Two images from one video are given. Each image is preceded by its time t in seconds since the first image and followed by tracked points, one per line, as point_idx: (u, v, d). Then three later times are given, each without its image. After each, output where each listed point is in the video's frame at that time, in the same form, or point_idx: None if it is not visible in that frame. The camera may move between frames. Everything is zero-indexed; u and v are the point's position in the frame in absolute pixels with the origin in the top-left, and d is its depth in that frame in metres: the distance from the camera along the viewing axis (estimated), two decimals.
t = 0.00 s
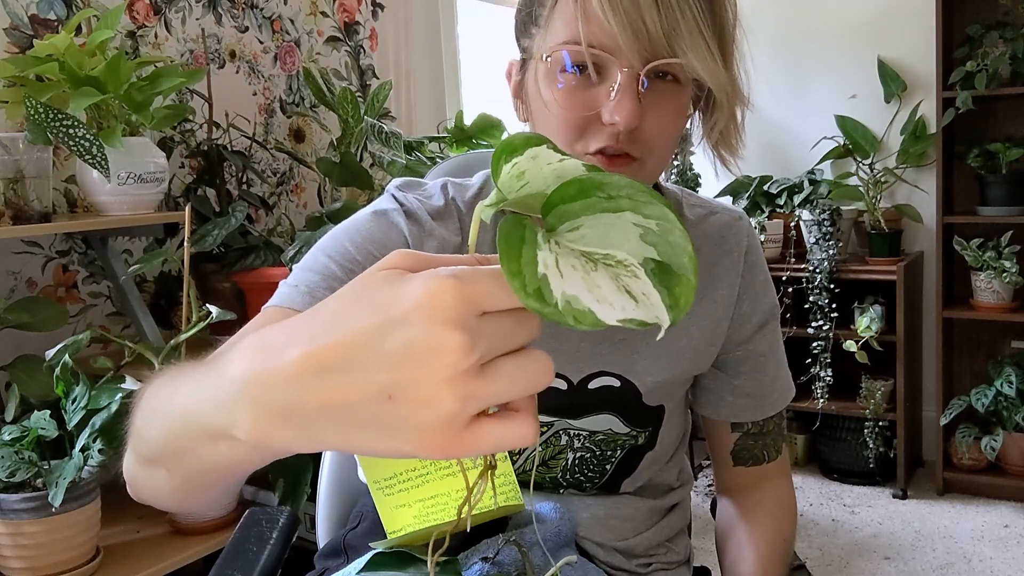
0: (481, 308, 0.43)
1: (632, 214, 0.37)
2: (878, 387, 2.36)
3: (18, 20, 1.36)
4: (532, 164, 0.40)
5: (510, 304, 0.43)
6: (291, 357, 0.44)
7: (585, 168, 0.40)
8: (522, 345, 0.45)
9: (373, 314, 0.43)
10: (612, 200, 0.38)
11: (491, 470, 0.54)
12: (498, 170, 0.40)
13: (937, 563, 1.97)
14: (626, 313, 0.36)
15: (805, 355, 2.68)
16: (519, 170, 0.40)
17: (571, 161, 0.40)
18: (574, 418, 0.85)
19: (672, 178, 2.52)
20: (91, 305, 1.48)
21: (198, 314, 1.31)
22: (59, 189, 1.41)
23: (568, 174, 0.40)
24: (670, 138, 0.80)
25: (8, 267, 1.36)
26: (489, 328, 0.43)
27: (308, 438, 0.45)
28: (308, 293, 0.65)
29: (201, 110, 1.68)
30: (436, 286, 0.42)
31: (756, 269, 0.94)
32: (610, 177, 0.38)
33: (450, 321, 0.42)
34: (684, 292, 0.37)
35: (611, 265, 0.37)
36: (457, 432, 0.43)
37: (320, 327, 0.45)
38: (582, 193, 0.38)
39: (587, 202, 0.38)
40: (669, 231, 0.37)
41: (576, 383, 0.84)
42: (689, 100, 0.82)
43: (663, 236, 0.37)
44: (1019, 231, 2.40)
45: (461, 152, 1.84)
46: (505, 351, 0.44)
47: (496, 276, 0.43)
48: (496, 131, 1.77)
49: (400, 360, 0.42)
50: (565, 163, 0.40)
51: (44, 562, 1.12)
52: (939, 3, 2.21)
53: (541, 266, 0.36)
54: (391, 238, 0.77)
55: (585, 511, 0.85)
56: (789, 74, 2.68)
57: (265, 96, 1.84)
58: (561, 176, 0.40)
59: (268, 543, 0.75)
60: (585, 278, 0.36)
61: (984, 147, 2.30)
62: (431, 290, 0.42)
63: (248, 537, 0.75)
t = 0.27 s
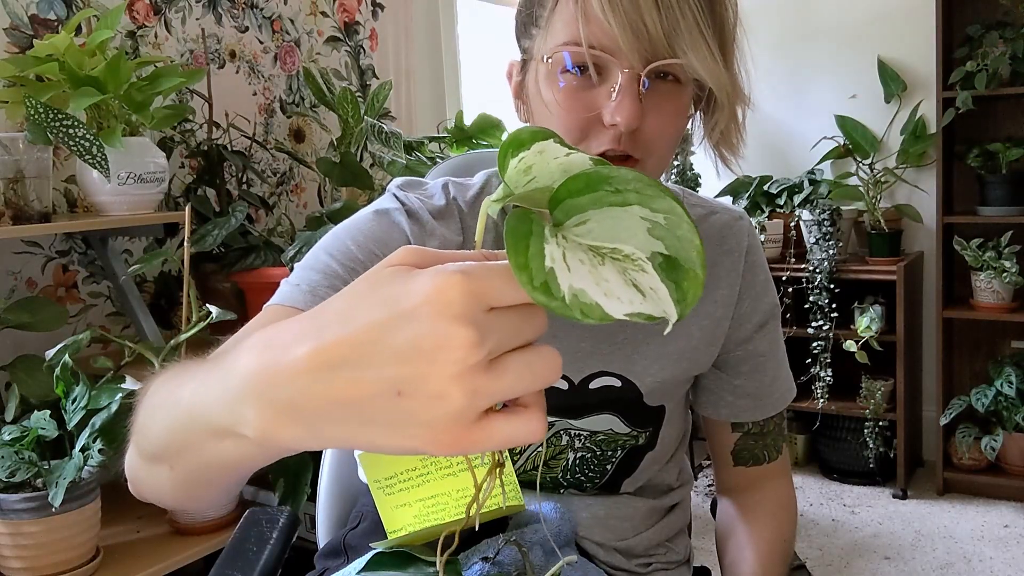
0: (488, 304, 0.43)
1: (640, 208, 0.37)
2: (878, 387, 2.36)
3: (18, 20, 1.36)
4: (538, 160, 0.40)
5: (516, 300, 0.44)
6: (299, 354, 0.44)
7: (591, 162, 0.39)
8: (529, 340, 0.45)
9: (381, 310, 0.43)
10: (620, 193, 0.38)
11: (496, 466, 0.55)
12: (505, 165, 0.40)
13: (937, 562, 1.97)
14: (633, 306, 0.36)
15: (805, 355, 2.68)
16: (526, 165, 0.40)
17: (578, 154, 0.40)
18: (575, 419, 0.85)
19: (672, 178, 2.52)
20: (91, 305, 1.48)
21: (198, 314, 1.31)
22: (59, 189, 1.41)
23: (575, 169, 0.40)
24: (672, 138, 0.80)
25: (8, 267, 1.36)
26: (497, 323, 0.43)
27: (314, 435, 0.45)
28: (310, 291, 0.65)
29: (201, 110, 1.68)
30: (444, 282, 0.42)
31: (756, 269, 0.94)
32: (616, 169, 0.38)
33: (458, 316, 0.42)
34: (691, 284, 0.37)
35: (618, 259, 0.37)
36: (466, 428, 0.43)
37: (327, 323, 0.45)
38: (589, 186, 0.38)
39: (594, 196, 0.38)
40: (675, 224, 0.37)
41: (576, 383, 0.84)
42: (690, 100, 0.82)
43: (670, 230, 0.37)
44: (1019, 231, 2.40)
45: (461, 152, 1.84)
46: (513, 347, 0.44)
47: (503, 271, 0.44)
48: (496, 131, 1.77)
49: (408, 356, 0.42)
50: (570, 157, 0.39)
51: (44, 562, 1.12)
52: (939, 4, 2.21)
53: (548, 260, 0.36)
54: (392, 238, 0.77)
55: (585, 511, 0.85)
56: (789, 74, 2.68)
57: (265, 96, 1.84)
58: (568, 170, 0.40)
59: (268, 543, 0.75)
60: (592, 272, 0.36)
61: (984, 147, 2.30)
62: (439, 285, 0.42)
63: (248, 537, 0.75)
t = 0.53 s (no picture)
0: (489, 303, 0.43)
1: (640, 207, 0.37)
2: (878, 387, 2.36)
3: (18, 20, 1.36)
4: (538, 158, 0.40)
5: (517, 299, 0.43)
6: (299, 354, 0.44)
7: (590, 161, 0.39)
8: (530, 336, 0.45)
9: (381, 310, 0.43)
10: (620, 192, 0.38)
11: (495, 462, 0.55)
12: (503, 164, 0.40)
13: (937, 562, 1.97)
14: (632, 306, 0.36)
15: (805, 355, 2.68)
16: (526, 162, 0.40)
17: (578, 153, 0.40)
18: (575, 419, 0.85)
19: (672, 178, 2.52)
20: (91, 305, 1.48)
21: (198, 314, 1.31)
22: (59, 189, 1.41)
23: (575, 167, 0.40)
24: (674, 140, 0.80)
25: (8, 267, 1.36)
26: (497, 322, 0.43)
27: (315, 434, 0.45)
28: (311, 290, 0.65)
29: (202, 110, 1.68)
30: (443, 281, 0.42)
31: (757, 269, 0.93)
32: (616, 168, 0.38)
33: (459, 316, 0.42)
34: (690, 283, 0.37)
35: (618, 258, 0.37)
36: (467, 427, 0.43)
37: (328, 323, 0.45)
38: (589, 185, 0.38)
39: (593, 195, 0.38)
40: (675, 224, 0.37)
41: (576, 383, 0.84)
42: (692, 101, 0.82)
43: (670, 229, 0.37)
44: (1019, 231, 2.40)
45: (461, 152, 1.84)
46: (513, 346, 0.44)
47: (503, 270, 0.43)
48: (497, 131, 1.77)
49: (409, 355, 0.42)
50: (570, 156, 0.39)
51: (44, 562, 1.12)
52: (939, 4, 2.21)
53: (548, 259, 0.36)
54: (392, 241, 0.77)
55: (585, 511, 0.85)
56: (789, 74, 2.68)
57: (265, 96, 1.84)
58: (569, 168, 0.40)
59: (268, 543, 0.75)
60: (592, 270, 0.36)
61: (984, 147, 2.31)
62: (439, 284, 0.42)
63: (248, 537, 0.75)
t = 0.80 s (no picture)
0: (488, 313, 0.43)
1: (639, 219, 0.37)
2: (878, 387, 2.36)
3: (18, 20, 1.36)
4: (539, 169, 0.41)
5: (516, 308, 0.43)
6: (297, 361, 0.44)
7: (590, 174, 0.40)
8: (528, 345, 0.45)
9: (380, 318, 0.43)
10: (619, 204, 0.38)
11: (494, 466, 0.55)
12: (502, 173, 0.41)
13: (937, 563, 1.97)
14: (632, 319, 0.36)
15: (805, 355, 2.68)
16: (524, 173, 0.41)
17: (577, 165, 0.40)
18: (575, 418, 0.84)
19: (672, 178, 2.52)
20: (91, 305, 1.48)
21: (198, 314, 1.31)
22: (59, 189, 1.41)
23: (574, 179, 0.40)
24: (671, 139, 0.80)
25: (8, 268, 1.36)
26: (495, 331, 0.43)
27: (313, 441, 0.45)
28: (308, 291, 0.65)
29: (201, 110, 1.68)
30: (442, 291, 0.42)
31: (757, 269, 0.94)
32: (616, 181, 0.38)
33: (457, 325, 0.42)
34: (691, 295, 0.37)
35: (617, 270, 0.37)
36: (464, 436, 0.43)
37: (326, 331, 0.44)
38: (588, 198, 0.38)
39: (593, 206, 0.38)
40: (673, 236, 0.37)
41: (576, 383, 0.84)
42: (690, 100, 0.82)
43: (669, 241, 0.37)
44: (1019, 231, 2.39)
45: (461, 152, 1.84)
46: (510, 356, 0.44)
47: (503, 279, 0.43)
48: (496, 130, 1.77)
49: (407, 364, 0.42)
50: (570, 166, 0.40)
51: (44, 562, 1.12)
52: (939, 3, 2.21)
53: (546, 271, 0.36)
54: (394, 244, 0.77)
55: (585, 511, 0.85)
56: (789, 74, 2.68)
57: (265, 96, 1.84)
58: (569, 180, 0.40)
59: (268, 543, 0.75)
60: (592, 283, 0.36)
61: (984, 147, 2.31)
62: (438, 294, 0.42)
63: (248, 538, 0.75)
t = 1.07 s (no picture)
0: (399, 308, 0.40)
1: (526, 222, 0.34)
2: (878, 387, 2.36)
3: (18, 20, 1.36)
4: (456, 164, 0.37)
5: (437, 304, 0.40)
6: (225, 347, 0.43)
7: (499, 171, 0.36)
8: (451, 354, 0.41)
9: (293, 309, 0.41)
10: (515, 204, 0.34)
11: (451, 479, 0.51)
12: (420, 172, 0.37)
13: (937, 563, 1.97)
14: (504, 327, 0.34)
15: (805, 354, 2.68)
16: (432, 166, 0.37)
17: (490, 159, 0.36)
18: (575, 417, 0.84)
19: (673, 178, 2.53)
20: (91, 305, 1.48)
21: (197, 313, 1.31)
22: (59, 189, 1.41)
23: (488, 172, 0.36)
24: (671, 134, 0.80)
25: (8, 268, 1.36)
26: (400, 331, 0.39)
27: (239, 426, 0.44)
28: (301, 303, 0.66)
29: (201, 110, 1.68)
30: (356, 282, 0.40)
31: (759, 269, 0.94)
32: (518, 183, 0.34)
33: (361, 317, 0.39)
34: (570, 308, 0.34)
35: (503, 274, 0.34)
36: (360, 432, 0.40)
37: (254, 320, 0.43)
38: (486, 196, 0.34)
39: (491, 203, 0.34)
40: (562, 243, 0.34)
41: (576, 382, 0.84)
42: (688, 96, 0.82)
43: (557, 246, 0.34)
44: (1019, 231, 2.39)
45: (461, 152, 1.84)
46: (421, 357, 0.40)
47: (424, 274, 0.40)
48: (496, 130, 1.77)
49: (309, 353, 0.40)
50: (482, 168, 0.36)
51: (44, 562, 1.12)
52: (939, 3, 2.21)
53: (424, 274, 0.34)
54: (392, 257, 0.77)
55: (585, 511, 0.85)
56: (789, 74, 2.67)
57: (265, 96, 1.84)
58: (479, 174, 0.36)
59: (268, 542, 0.75)
60: (468, 286, 0.33)
61: (984, 147, 2.31)
62: (351, 286, 0.40)
63: (247, 538, 0.75)
